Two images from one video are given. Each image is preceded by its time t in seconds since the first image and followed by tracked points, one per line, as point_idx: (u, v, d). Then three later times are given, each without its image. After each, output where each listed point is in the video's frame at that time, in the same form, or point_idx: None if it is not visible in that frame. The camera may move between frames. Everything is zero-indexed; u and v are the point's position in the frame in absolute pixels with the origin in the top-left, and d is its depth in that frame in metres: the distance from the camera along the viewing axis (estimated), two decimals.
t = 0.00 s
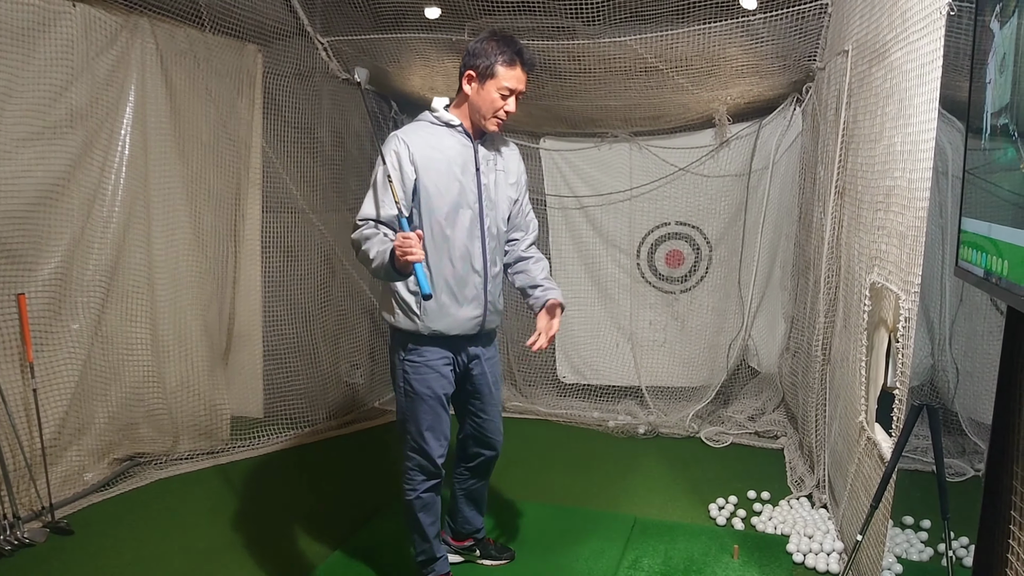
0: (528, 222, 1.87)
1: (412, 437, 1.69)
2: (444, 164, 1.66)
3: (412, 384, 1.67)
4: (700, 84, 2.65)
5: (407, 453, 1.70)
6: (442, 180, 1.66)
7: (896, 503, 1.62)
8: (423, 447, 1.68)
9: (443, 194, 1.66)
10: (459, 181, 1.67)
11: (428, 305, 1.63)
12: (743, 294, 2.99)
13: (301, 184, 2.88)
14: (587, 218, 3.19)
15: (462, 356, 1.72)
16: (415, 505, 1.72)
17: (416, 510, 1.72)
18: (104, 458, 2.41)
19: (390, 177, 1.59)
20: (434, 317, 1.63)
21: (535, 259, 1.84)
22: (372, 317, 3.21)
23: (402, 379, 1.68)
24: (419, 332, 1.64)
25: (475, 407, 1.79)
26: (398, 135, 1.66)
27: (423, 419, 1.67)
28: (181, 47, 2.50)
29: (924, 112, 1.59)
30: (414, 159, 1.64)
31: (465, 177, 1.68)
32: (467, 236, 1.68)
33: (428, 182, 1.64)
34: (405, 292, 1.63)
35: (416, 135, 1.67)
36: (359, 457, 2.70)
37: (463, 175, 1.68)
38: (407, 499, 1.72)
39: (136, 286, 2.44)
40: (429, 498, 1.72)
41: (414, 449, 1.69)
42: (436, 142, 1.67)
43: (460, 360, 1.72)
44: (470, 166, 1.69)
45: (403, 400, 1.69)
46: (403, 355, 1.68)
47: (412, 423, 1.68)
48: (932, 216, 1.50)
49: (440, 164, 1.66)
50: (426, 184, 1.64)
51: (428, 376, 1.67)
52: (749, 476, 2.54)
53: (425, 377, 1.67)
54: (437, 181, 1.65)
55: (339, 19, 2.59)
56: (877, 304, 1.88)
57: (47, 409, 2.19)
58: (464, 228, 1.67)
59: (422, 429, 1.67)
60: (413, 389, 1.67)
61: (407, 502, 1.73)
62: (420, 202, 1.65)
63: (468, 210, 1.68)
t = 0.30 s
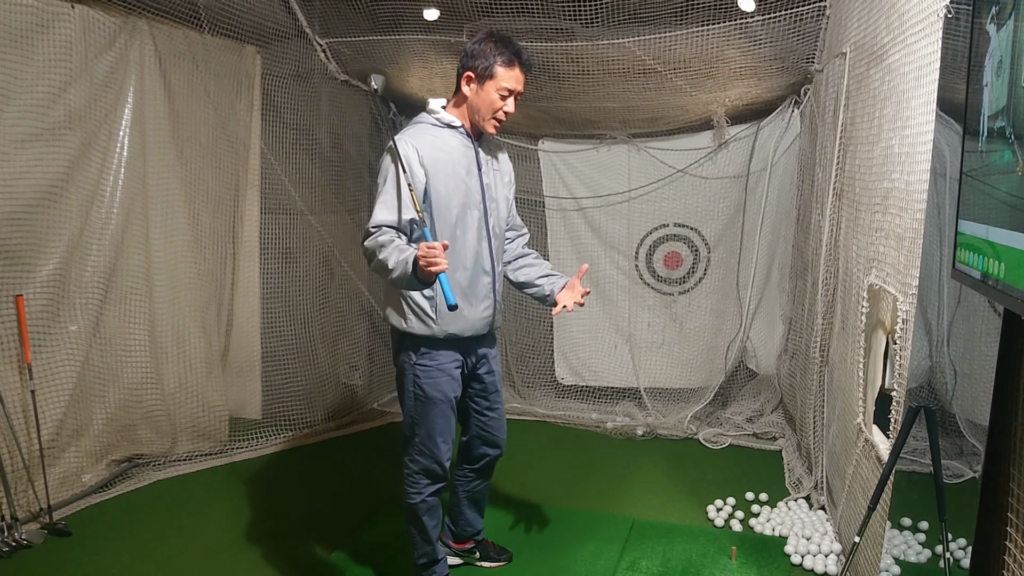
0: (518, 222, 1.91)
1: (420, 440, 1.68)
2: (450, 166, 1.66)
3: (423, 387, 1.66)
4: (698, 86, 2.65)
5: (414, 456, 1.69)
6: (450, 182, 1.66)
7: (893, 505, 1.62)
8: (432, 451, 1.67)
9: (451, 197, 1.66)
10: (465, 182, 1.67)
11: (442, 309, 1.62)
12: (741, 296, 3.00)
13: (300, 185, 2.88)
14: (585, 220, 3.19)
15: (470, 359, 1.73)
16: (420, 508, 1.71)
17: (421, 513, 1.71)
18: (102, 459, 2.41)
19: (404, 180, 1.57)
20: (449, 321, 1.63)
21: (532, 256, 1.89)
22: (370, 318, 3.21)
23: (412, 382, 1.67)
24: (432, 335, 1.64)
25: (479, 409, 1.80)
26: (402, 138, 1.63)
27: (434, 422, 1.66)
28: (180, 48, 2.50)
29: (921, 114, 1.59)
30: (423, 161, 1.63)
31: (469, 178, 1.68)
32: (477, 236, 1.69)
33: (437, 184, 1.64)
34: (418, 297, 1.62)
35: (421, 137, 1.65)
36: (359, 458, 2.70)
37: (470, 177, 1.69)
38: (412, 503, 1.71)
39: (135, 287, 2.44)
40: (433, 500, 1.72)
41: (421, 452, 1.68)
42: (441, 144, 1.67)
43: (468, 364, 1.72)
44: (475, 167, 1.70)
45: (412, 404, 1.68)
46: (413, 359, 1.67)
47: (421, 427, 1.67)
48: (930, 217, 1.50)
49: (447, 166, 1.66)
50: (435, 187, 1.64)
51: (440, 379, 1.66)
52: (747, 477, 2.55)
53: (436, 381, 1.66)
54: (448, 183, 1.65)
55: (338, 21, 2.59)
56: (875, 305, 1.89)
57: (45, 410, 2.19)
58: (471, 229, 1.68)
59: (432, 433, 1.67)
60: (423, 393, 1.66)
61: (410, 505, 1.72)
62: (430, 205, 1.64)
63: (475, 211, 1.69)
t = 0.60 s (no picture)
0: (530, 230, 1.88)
1: (418, 446, 1.69)
2: (443, 168, 1.66)
3: (418, 393, 1.67)
4: (699, 88, 2.66)
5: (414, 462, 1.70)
6: (443, 184, 1.66)
7: (896, 508, 1.62)
8: (430, 457, 1.67)
9: (444, 198, 1.66)
10: (458, 184, 1.67)
11: (431, 309, 1.63)
12: (743, 299, 3.00)
13: (301, 188, 2.89)
14: (586, 222, 3.19)
15: (470, 364, 1.72)
16: (420, 515, 1.71)
17: (421, 519, 1.71)
18: (104, 462, 2.41)
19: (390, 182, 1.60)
20: (439, 322, 1.63)
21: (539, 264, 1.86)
22: (372, 321, 3.21)
23: (409, 388, 1.69)
24: (425, 338, 1.65)
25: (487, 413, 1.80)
26: (395, 140, 1.66)
27: (431, 428, 1.67)
28: (181, 52, 2.51)
29: (921, 116, 1.60)
30: (414, 163, 1.64)
31: (465, 180, 1.68)
32: (471, 239, 1.68)
33: (429, 186, 1.65)
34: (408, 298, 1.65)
35: (415, 139, 1.67)
36: (361, 462, 2.70)
37: (465, 179, 1.68)
38: (413, 509, 1.72)
39: (137, 290, 2.45)
40: (435, 507, 1.72)
41: (420, 458, 1.69)
42: (435, 146, 1.68)
43: (468, 368, 1.72)
44: (471, 170, 1.69)
45: (410, 409, 1.69)
46: (410, 364, 1.68)
47: (419, 432, 1.68)
48: (931, 220, 1.51)
49: (440, 168, 1.66)
50: (427, 189, 1.64)
51: (434, 384, 1.67)
52: (749, 479, 2.55)
53: (432, 386, 1.67)
54: (440, 185, 1.65)
55: (339, 24, 2.58)
56: (877, 307, 1.88)
57: (47, 413, 2.19)
58: (466, 232, 1.67)
59: (429, 438, 1.67)
60: (420, 398, 1.67)
61: (412, 511, 1.73)
62: (422, 207, 1.65)
63: (470, 213, 1.68)
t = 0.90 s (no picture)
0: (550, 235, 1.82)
1: (424, 453, 1.70)
2: (443, 175, 1.66)
3: (425, 401, 1.68)
4: (704, 95, 2.66)
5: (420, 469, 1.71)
6: (442, 191, 1.65)
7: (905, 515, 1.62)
8: (434, 464, 1.68)
9: (444, 205, 1.65)
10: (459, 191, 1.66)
11: (431, 318, 1.64)
12: (749, 305, 2.99)
13: (307, 196, 2.90)
14: (591, 229, 3.19)
15: (478, 372, 1.69)
16: (425, 522, 1.72)
17: (426, 526, 1.72)
18: (111, 470, 2.42)
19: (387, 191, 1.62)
20: (439, 330, 1.63)
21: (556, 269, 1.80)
22: (377, 328, 3.22)
23: (415, 395, 1.70)
24: (426, 346, 1.66)
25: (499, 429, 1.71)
26: (397, 150, 1.68)
27: (434, 435, 1.67)
28: (188, 62, 2.51)
29: (927, 123, 1.60)
30: (413, 171, 1.65)
31: (467, 186, 1.67)
32: (473, 246, 1.66)
33: (428, 193, 1.65)
34: (411, 305, 1.67)
35: (417, 147, 1.68)
36: (367, 469, 2.70)
37: (467, 185, 1.67)
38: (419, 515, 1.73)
39: (144, 299, 2.45)
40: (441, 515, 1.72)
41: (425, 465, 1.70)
42: (437, 153, 1.68)
43: (477, 377, 1.69)
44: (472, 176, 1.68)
45: (417, 416, 1.71)
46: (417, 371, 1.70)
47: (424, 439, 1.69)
48: (938, 226, 1.50)
49: (439, 175, 1.66)
50: (426, 196, 1.64)
51: (440, 392, 1.67)
52: (757, 485, 2.55)
53: (436, 393, 1.67)
54: (440, 191, 1.65)
55: (344, 33, 2.59)
56: (884, 314, 1.88)
57: (54, 421, 2.20)
58: (469, 238, 1.65)
59: (432, 445, 1.68)
60: (425, 405, 1.68)
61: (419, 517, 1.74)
62: (421, 214, 1.65)
63: (471, 219, 1.66)
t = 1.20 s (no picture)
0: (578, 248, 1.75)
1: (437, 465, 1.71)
2: (460, 186, 1.65)
3: (439, 415, 1.69)
4: (709, 102, 2.66)
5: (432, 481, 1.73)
6: (458, 202, 1.64)
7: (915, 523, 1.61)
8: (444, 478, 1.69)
9: (459, 216, 1.64)
10: (475, 201, 1.65)
11: (443, 330, 1.64)
12: (756, 311, 2.99)
13: (314, 204, 2.90)
14: (598, 236, 3.19)
15: (494, 391, 1.67)
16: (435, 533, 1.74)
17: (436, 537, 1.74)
18: (119, 480, 2.42)
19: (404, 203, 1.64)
20: (450, 342, 1.63)
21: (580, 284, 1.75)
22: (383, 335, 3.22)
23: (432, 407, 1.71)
24: (440, 358, 1.66)
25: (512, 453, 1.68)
26: (418, 160, 1.68)
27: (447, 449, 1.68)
28: (195, 72, 2.53)
29: (933, 130, 1.60)
30: (430, 182, 1.65)
31: (485, 196, 1.65)
32: (488, 257, 1.64)
33: (444, 204, 1.64)
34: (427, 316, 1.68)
35: (438, 157, 1.68)
36: (374, 476, 2.70)
37: (485, 196, 1.65)
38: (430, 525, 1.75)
39: (151, 308, 2.46)
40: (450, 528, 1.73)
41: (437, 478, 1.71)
42: (456, 164, 1.67)
43: (492, 397, 1.67)
44: (491, 187, 1.66)
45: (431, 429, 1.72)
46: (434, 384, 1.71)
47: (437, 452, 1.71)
48: (946, 233, 1.50)
49: (456, 186, 1.65)
50: (442, 207, 1.64)
51: (453, 409, 1.67)
52: (766, 493, 2.54)
53: (450, 409, 1.67)
54: (456, 202, 1.64)
55: (351, 43, 2.61)
56: (892, 320, 1.87)
57: (63, 431, 2.21)
58: (484, 249, 1.64)
59: (445, 459, 1.69)
60: (439, 419, 1.69)
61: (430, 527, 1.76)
62: (437, 225, 1.65)
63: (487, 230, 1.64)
